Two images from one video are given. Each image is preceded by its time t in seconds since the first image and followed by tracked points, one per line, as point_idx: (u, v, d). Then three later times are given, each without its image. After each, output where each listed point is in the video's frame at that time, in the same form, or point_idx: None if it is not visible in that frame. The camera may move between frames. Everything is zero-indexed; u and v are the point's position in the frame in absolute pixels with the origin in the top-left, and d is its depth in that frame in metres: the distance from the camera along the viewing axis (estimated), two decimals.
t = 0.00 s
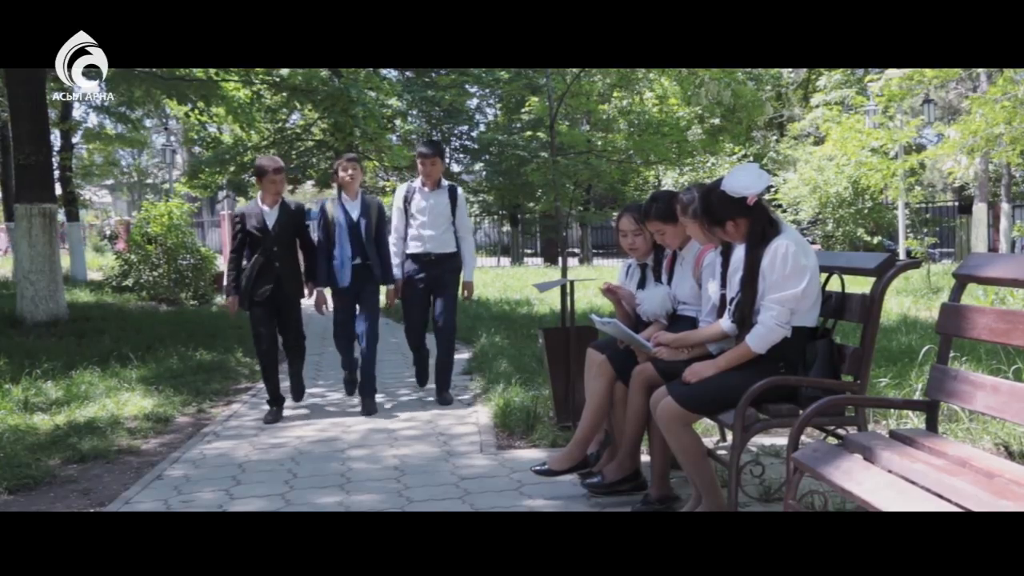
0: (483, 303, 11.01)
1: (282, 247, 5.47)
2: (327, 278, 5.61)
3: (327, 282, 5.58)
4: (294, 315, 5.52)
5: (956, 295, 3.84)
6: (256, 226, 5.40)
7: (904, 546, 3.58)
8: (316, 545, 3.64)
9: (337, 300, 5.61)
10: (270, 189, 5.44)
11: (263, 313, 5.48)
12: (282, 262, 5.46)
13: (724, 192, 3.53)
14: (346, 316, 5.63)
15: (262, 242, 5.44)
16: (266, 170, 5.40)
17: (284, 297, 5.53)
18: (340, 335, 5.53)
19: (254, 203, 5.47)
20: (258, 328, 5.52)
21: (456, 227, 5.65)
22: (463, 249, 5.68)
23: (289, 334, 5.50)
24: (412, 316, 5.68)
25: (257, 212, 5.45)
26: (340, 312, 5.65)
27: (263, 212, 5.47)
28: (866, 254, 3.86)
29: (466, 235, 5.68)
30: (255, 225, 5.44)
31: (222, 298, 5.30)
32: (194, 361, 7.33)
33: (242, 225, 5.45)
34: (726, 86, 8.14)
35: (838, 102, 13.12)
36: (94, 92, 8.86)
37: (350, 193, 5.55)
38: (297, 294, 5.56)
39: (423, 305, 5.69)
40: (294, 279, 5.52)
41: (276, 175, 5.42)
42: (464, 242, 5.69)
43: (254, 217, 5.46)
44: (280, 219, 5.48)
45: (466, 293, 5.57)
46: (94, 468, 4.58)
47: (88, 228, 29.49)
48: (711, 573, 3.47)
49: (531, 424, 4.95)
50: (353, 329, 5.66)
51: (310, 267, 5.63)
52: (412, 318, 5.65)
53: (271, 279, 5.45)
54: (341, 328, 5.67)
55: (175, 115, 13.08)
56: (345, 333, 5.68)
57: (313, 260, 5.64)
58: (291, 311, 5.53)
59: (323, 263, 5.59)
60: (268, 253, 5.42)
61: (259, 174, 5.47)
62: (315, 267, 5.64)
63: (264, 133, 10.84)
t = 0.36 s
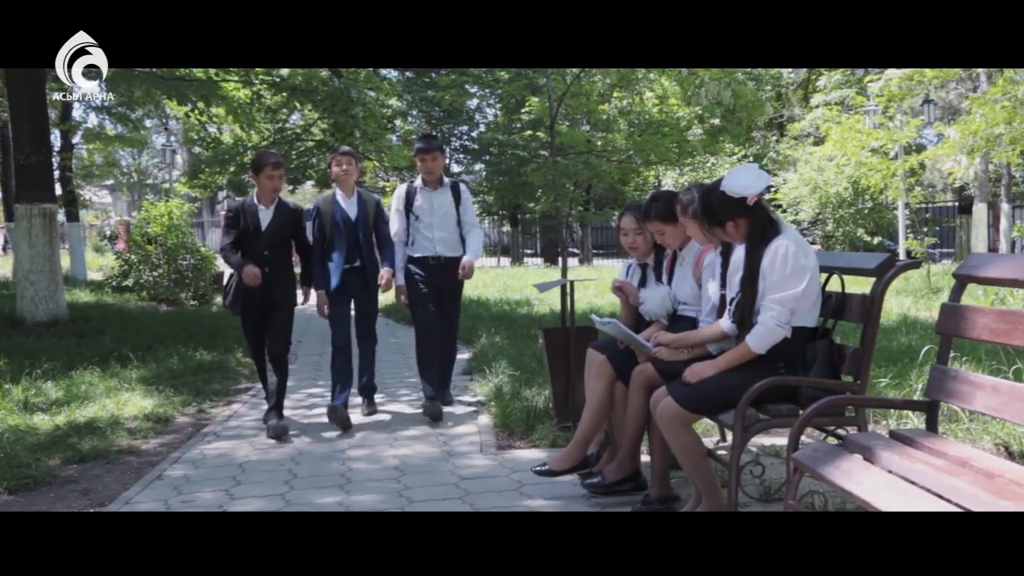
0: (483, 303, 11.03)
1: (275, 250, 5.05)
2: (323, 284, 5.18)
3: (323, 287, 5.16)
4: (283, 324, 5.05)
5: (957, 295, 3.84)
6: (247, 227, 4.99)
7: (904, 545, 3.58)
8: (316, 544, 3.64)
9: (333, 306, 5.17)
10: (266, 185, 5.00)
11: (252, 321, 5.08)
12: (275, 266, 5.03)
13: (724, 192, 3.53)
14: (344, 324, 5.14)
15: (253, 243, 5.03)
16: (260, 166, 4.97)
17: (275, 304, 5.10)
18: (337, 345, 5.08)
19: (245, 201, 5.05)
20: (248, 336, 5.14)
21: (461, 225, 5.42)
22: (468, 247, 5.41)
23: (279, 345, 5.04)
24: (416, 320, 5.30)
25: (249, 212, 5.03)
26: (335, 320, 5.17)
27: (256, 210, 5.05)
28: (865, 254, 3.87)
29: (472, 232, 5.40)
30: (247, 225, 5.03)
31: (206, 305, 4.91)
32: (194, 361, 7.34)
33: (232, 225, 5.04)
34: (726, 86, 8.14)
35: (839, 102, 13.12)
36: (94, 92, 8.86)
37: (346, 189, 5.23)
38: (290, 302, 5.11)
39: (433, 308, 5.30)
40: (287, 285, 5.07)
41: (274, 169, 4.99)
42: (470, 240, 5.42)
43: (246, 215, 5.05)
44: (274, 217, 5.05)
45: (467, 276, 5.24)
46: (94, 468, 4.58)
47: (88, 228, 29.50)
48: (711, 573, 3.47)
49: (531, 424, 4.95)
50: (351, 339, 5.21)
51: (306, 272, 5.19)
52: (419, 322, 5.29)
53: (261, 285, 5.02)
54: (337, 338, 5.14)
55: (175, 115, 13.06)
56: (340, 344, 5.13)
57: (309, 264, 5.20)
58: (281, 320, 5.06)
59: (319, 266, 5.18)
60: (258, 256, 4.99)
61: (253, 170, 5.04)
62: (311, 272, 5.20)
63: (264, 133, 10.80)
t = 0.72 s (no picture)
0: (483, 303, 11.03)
1: (275, 244, 4.78)
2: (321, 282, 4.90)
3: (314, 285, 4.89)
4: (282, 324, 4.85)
5: (957, 295, 3.84)
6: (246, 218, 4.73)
7: (903, 544, 3.59)
8: (316, 544, 3.64)
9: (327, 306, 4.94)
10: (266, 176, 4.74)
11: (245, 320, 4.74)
12: (274, 261, 4.78)
13: (724, 192, 3.53)
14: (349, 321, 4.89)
15: (252, 236, 4.76)
16: (262, 155, 4.71)
17: (273, 303, 4.80)
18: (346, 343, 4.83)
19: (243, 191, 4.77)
20: (238, 337, 4.76)
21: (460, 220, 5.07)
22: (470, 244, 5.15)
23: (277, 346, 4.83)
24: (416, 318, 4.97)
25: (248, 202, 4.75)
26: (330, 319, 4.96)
27: (252, 202, 4.77)
28: (865, 254, 3.88)
29: (471, 230, 5.13)
30: (246, 217, 4.75)
31: (200, 299, 4.58)
32: (193, 361, 7.34)
33: (229, 216, 4.75)
34: (726, 87, 8.15)
35: (839, 102, 13.11)
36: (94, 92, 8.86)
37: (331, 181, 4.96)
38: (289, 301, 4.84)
39: (430, 304, 4.98)
40: (288, 283, 4.83)
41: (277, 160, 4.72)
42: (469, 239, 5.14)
43: (241, 206, 4.76)
44: (272, 210, 4.78)
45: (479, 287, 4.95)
46: (94, 468, 4.58)
47: (88, 228, 29.53)
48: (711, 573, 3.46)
49: (530, 424, 4.96)
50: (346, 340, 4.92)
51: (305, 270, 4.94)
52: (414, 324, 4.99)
53: (260, 281, 4.74)
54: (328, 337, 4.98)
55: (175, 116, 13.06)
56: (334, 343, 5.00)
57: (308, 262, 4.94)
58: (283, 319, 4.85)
59: (309, 263, 4.87)
60: (258, 250, 4.72)
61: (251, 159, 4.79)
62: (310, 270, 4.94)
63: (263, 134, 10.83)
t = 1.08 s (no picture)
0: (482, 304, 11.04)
1: (264, 250, 4.44)
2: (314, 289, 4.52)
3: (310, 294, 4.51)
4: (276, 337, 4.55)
5: (955, 296, 3.85)
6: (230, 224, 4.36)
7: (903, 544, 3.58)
8: (315, 544, 3.64)
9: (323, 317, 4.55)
10: (244, 175, 4.36)
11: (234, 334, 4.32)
12: (264, 270, 4.43)
13: (723, 193, 3.53)
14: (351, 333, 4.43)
15: (239, 242, 4.39)
16: (239, 153, 4.35)
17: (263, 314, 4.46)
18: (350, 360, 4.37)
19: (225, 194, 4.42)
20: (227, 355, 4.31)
21: (474, 236, 4.74)
22: (482, 262, 4.84)
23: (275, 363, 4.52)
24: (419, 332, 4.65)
25: (231, 207, 4.40)
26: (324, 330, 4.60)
27: (236, 206, 4.41)
28: (865, 254, 3.88)
29: (485, 245, 4.79)
30: (230, 222, 4.39)
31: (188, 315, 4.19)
32: (193, 362, 7.34)
33: (211, 223, 4.37)
34: (726, 87, 8.15)
35: (838, 103, 13.12)
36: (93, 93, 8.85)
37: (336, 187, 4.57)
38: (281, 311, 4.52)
39: (435, 318, 4.63)
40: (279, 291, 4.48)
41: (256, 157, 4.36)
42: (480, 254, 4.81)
43: (224, 212, 4.38)
44: (258, 214, 4.44)
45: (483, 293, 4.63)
46: (94, 469, 4.57)
47: (88, 228, 29.58)
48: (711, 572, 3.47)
49: (530, 425, 4.96)
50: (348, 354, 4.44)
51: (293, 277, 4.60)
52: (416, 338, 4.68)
53: (251, 291, 4.37)
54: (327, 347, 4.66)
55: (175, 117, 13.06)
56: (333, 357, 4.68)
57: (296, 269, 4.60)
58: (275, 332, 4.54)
59: (304, 270, 4.55)
60: (247, 257, 4.37)
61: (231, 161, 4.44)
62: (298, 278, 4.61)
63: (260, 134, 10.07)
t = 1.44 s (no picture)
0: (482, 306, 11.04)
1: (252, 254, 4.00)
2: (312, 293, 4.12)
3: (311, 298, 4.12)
4: (263, 348, 3.92)
5: (955, 298, 3.85)
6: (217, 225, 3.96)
7: (903, 546, 3.57)
8: (314, 546, 3.63)
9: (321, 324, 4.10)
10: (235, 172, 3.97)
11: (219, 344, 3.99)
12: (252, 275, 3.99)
13: (723, 195, 3.53)
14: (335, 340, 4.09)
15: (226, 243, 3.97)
16: (230, 146, 3.96)
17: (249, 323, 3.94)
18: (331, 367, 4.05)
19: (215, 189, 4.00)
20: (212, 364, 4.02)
21: (482, 226, 4.39)
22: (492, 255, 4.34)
23: (256, 382, 3.90)
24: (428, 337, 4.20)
25: (218, 204, 3.97)
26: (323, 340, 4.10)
27: (225, 202, 4.00)
28: (864, 257, 3.89)
29: (497, 234, 4.40)
30: (219, 221, 3.97)
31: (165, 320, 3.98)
32: (192, 364, 7.33)
33: (197, 221, 3.94)
34: (725, 89, 8.15)
35: (837, 105, 13.13)
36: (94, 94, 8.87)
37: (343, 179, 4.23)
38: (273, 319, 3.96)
39: (449, 320, 4.25)
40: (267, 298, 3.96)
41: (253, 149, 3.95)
42: (489, 247, 4.42)
43: (211, 209, 3.97)
44: (248, 212, 4.00)
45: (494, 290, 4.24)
46: (92, 471, 4.57)
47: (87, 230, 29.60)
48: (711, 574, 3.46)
49: (529, 427, 4.95)
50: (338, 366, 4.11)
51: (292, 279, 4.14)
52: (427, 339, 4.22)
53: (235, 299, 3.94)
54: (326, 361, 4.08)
55: (176, 119, 13.06)
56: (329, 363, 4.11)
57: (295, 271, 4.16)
58: (264, 342, 3.93)
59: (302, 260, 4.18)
60: (232, 262, 3.95)
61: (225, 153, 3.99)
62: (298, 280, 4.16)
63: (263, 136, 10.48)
